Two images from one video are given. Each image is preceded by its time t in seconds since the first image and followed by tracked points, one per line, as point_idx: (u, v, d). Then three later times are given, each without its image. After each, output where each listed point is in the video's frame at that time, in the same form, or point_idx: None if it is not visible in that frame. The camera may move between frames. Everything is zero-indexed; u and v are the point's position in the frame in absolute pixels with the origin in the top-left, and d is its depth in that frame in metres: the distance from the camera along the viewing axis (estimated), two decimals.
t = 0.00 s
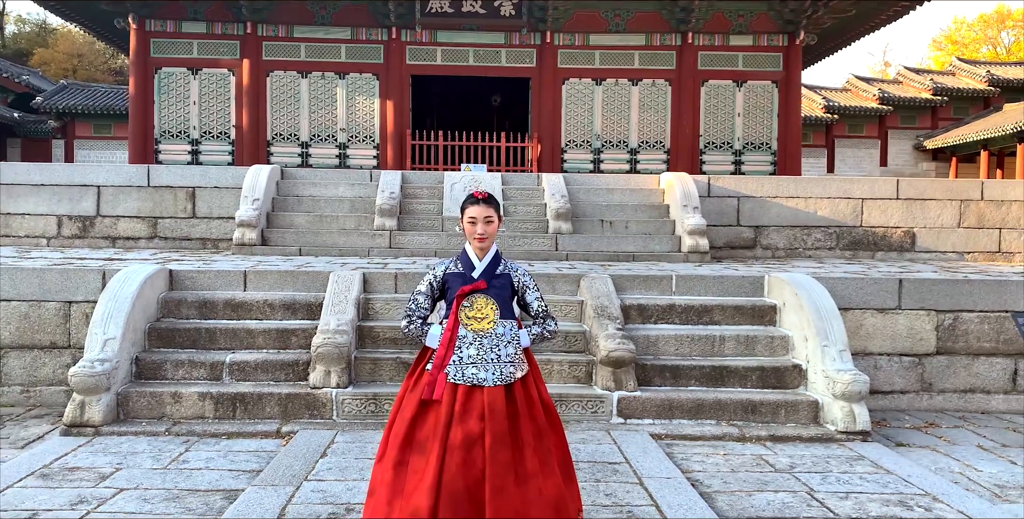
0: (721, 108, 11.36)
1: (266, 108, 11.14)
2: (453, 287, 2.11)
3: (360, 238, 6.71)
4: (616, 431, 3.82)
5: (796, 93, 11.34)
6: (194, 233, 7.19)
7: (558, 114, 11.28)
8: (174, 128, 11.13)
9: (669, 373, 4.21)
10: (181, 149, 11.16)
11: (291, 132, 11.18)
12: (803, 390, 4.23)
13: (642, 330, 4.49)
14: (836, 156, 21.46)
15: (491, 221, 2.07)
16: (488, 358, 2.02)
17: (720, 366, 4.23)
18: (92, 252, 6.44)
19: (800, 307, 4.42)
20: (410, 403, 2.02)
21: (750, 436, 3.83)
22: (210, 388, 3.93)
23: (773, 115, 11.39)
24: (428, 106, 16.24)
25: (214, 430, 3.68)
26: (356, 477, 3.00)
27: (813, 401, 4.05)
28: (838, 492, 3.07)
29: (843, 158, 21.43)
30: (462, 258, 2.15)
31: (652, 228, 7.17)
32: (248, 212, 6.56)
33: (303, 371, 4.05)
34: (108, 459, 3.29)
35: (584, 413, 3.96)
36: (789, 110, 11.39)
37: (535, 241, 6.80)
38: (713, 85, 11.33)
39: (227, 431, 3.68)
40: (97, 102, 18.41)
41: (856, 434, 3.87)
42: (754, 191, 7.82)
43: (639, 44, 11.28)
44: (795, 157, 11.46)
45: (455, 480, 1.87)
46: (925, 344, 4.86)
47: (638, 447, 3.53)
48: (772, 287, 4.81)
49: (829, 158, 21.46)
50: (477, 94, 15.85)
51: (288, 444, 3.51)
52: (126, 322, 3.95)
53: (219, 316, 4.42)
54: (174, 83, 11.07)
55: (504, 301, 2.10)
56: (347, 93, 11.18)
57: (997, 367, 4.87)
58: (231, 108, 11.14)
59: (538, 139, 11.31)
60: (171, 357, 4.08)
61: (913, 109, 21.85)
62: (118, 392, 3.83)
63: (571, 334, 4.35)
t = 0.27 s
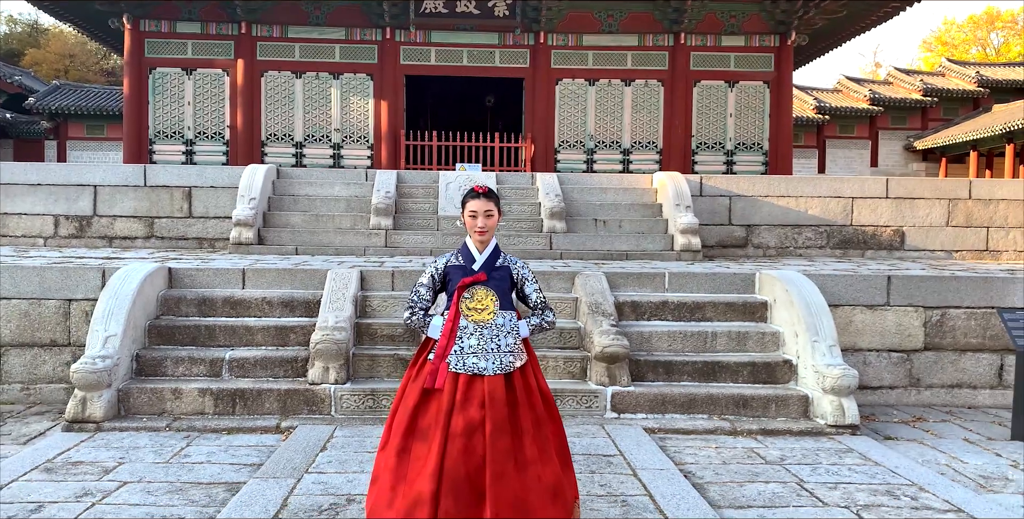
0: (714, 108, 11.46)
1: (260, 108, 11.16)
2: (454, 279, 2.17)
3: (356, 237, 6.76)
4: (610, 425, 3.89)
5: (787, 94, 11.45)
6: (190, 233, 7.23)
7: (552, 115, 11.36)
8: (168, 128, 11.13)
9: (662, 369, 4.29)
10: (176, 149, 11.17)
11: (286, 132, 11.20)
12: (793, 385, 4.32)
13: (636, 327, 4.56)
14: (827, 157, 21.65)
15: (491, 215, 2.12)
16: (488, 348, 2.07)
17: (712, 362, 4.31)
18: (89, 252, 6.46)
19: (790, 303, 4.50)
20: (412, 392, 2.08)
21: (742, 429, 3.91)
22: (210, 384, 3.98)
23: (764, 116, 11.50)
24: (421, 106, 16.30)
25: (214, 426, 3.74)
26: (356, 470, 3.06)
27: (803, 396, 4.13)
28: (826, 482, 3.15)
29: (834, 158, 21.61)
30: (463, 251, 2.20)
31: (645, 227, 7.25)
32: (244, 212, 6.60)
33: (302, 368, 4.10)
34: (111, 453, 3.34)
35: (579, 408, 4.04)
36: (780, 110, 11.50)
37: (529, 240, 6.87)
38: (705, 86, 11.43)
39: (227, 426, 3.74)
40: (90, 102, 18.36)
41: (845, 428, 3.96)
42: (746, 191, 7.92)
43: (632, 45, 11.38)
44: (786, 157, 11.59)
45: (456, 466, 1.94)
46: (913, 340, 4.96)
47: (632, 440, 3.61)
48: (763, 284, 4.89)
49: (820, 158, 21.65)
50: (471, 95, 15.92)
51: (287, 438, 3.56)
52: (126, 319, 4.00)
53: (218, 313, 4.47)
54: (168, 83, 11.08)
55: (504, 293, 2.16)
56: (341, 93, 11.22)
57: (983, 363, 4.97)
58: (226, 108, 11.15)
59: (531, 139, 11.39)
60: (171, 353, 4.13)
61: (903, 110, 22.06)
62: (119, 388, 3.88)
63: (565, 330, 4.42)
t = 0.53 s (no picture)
0: (707, 108, 11.55)
1: (255, 106, 11.18)
2: (455, 269, 2.24)
3: (352, 235, 6.81)
4: (604, 418, 3.96)
5: (779, 93, 11.56)
6: (187, 230, 7.26)
7: (546, 114, 11.43)
8: (163, 127, 11.14)
9: (655, 363, 4.36)
10: (171, 148, 11.17)
11: (280, 131, 11.22)
12: (783, 378, 4.40)
13: (629, 322, 4.64)
14: (820, 156, 21.82)
15: (490, 207, 2.18)
16: (489, 336, 2.14)
17: (704, 356, 4.39)
18: (86, 249, 6.49)
19: (781, 298, 4.59)
20: (414, 379, 2.15)
21: (733, 422, 3.99)
22: (210, 378, 4.03)
23: (757, 115, 11.60)
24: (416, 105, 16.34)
25: (215, 419, 3.79)
26: (355, 461, 3.12)
27: (794, 389, 4.21)
28: (815, 471, 3.22)
29: (826, 158, 21.78)
30: (463, 242, 2.27)
31: (639, 224, 7.33)
32: (241, 209, 6.64)
33: (300, 362, 4.15)
34: (112, 446, 3.38)
35: (574, 401, 4.11)
36: (773, 110, 11.61)
37: (524, 238, 6.94)
38: (698, 85, 11.53)
39: (227, 420, 3.79)
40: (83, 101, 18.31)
41: (834, 420, 4.04)
42: (738, 189, 8.01)
43: (625, 44, 11.45)
44: (778, 156, 11.71)
45: (457, 450, 2.01)
46: (901, 334, 5.05)
47: (626, 432, 3.68)
48: (754, 279, 4.98)
49: (812, 157, 21.81)
50: (465, 94, 15.97)
51: (287, 431, 3.62)
52: (127, 314, 4.04)
53: (217, 309, 4.51)
54: (163, 82, 11.08)
55: (503, 283, 2.23)
56: (336, 92, 11.25)
57: (970, 357, 5.07)
58: (221, 107, 11.16)
59: (525, 138, 11.46)
60: (171, 349, 4.17)
61: (894, 110, 22.25)
62: (120, 382, 3.92)
63: (561, 325, 4.49)
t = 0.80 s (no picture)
0: (705, 107, 11.62)
1: (255, 106, 11.22)
2: (457, 263, 2.30)
3: (352, 233, 6.86)
4: (602, 412, 4.02)
5: (777, 93, 11.62)
6: (188, 229, 7.32)
7: (545, 113, 11.49)
8: (163, 126, 11.19)
9: (652, 358, 4.42)
10: (171, 148, 11.22)
11: (280, 130, 11.27)
12: (779, 373, 4.46)
13: (627, 318, 4.70)
14: (817, 156, 21.90)
15: (491, 203, 2.23)
16: (490, 327, 2.20)
17: (701, 351, 4.45)
18: (88, 248, 6.54)
19: (777, 294, 4.65)
20: (418, 369, 2.20)
21: (729, 416, 4.05)
22: (213, 373, 4.09)
23: (755, 114, 11.66)
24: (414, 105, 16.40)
25: (219, 413, 3.85)
26: (358, 453, 3.18)
27: (789, 383, 4.27)
28: (808, 463, 3.28)
29: (824, 157, 21.86)
30: (465, 237, 2.32)
31: (637, 223, 7.40)
32: (243, 208, 6.70)
33: (302, 358, 4.21)
34: (118, 439, 3.44)
35: (572, 396, 4.17)
36: (770, 109, 11.68)
37: (522, 236, 7.00)
38: (696, 85, 11.59)
39: (231, 414, 3.85)
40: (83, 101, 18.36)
41: (829, 414, 4.10)
42: (735, 188, 8.08)
43: (623, 44, 11.52)
44: (776, 155, 11.77)
45: (460, 438, 2.07)
46: (896, 330, 5.12)
47: (624, 425, 3.74)
48: (750, 276, 5.05)
49: (810, 157, 21.89)
50: (464, 94, 16.03)
51: (290, 425, 3.68)
52: (132, 310, 4.10)
53: (220, 305, 4.57)
54: (163, 82, 11.12)
55: (504, 276, 2.29)
56: (335, 92, 11.30)
57: (963, 352, 5.13)
58: (221, 107, 11.21)
59: (524, 138, 11.52)
60: (174, 344, 4.23)
61: (892, 109, 22.33)
62: (125, 377, 3.98)
63: (559, 321, 4.55)
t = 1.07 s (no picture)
0: (708, 110, 11.66)
1: (260, 109, 11.31)
2: (459, 262, 2.35)
3: (357, 235, 6.93)
4: (604, 410, 4.06)
5: (779, 95, 11.65)
6: (195, 232, 7.39)
7: (548, 117, 11.55)
8: (169, 131, 11.29)
9: (654, 357, 4.46)
10: (177, 152, 11.32)
11: (285, 134, 11.36)
12: (780, 372, 4.49)
13: (629, 318, 4.75)
14: (821, 158, 21.90)
15: (492, 204, 2.29)
16: (491, 324, 2.25)
17: (703, 350, 4.49)
18: (96, 250, 6.63)
19: (778, 294, 4.69)
20: (422, 365, 2.24)
21: (731, 414, 4.09)
22: (220, 372, 4.15)
23: (758, 117, 11.69)
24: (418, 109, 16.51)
25: (226, 412, 3.90)
26: (363, 450, 3.23)
27: (790, 382, 4.31)
28: (808, 459, 3.31)
29: (827, 160, 21.86)
30: (466, 237, 2.38)
31: (640, 224, 7.44)
32: (249, 211, 6.79)
33: (308, 357, 4.27)
34: (127, 436, 3.50)
35: (574, 395, 4.21)
36: (773, 112, 11.71)
37: (526, 238, 7.06)
38: (699, 88, 11.63)
39: (238, 412, 3.91)
40: (89, 106, 18.52)
41: (829, 412, 4.14)
42: (737, 190, 8.12)
43: (627, 48, 11.58)
44: (779, 157, 11.79)
45: (463, 431, 2.12)
46: (896, 330, 5.14)
47: (625, 423, 3.78)
48: (751, 277, 5.09)
49: (814, 159, 21.89)
50: (467, 98, 16.13)
51: (296, 423, 3.73)
52: (140, 311, 4.17)
53: (227, 306, 4.64)
54: (169, 86, 11.23)
55: (505, 275, 2.34)
56: (340, 96, 11.39)
57: (964, 352, 5.16)
58: (226, 111, 11.31)
59: (527, 141, 11.59)
60: (182, 344, 4.29)
61: (896, 112, 22.32)
62: (133, 376, 4.04)
63: (561, 321, 4.60)
